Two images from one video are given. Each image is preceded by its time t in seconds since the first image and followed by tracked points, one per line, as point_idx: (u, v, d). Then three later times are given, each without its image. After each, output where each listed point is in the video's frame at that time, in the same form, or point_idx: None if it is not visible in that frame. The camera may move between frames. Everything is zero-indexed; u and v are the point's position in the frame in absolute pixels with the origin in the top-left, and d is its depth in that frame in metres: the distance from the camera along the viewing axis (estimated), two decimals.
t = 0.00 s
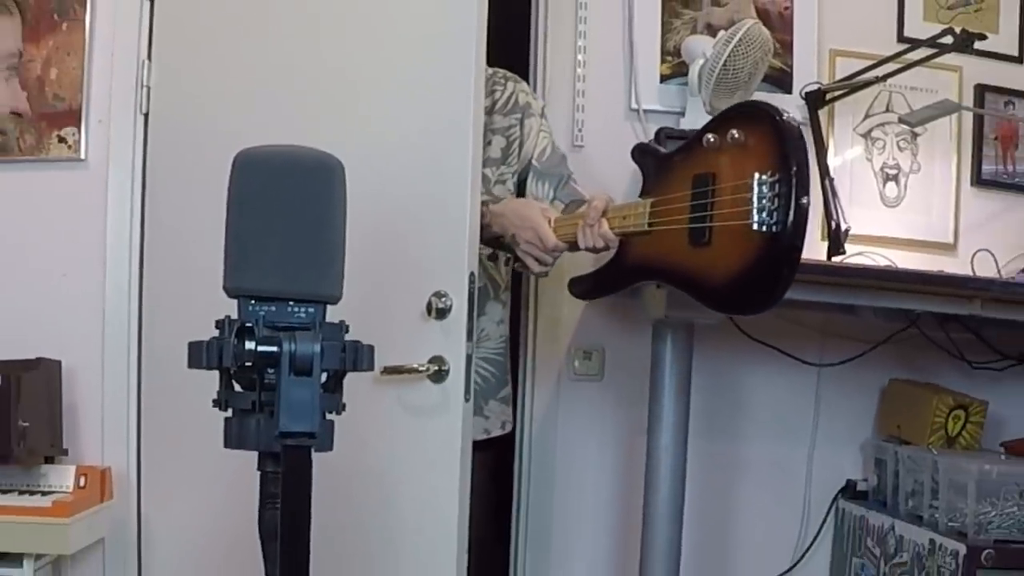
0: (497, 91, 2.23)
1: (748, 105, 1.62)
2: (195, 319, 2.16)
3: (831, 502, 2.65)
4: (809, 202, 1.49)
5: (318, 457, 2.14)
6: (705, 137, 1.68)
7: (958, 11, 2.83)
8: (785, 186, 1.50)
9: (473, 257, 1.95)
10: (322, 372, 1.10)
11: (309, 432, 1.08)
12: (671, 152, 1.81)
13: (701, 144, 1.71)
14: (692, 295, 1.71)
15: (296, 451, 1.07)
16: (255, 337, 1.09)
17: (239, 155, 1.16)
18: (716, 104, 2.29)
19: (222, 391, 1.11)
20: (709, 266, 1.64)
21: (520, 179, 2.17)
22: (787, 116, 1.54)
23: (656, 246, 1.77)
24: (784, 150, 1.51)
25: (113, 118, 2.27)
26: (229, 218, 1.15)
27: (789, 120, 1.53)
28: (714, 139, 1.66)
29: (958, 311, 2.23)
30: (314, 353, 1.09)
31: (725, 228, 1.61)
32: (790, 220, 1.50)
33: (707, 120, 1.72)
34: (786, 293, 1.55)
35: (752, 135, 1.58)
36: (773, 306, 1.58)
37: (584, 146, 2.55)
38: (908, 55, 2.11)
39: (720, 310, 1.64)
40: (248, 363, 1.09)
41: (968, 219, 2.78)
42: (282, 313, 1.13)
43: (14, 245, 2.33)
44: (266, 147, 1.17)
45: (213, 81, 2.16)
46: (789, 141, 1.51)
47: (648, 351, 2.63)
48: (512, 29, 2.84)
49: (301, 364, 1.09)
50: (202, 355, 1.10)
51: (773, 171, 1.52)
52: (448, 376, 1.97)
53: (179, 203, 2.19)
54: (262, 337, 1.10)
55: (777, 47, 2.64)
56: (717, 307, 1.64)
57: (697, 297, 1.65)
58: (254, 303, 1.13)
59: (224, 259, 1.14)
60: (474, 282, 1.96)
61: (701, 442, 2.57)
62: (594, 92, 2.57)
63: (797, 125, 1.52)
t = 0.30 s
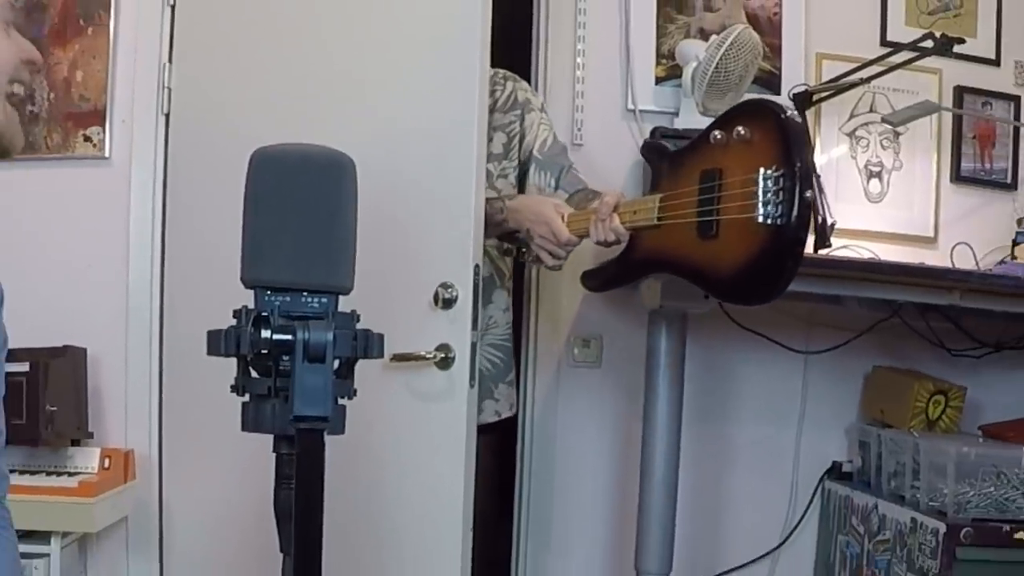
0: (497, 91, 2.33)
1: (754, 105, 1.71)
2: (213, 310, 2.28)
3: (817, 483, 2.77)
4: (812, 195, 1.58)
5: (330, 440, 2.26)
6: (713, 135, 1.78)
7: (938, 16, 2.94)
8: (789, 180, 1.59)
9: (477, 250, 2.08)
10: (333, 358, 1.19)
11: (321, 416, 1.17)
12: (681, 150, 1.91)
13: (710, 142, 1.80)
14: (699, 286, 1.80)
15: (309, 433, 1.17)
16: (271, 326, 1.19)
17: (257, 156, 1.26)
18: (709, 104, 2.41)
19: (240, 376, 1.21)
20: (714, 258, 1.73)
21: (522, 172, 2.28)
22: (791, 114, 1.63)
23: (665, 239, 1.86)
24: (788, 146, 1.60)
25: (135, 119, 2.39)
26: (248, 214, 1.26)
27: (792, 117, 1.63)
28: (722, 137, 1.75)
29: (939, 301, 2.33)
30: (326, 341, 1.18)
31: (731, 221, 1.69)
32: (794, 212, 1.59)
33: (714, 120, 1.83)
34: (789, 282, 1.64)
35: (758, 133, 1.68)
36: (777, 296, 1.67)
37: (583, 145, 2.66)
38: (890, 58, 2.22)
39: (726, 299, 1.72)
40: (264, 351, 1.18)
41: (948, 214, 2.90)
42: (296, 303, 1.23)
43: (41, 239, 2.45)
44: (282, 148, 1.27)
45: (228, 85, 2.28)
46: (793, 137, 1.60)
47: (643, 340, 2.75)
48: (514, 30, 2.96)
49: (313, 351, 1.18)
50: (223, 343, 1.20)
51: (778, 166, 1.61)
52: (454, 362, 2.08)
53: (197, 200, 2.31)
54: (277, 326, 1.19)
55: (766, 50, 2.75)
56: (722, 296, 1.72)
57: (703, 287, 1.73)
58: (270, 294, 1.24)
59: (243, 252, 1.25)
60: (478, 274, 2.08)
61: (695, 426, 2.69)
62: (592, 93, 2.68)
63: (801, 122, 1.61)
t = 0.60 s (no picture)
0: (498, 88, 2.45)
1: (751, 88, 1.76)
2: (233, 301, 2.41)
3: (803, 464, 2.90)
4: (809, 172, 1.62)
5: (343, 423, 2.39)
6: (713, 120, 1.84)
7: (918, 22, 3.07)
8: (786, 159, 1.64)
9: (481, 242, 2.20)
10: (346, 345, 1.23)
11: (335, 400, 1.21)
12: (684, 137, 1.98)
13: (710, 128, 1.86)
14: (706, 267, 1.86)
15: (323, 417, 1.20)
16: (287, 315, 1.23)
17: (273, 153, 1.31)
18: (701, 104, 2.54)
19: (257, 363, 1.25)
20: (720, 239, 1.79)
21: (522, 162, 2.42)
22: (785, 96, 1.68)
23: (674, 222, 1.93)
24: (784, 127, 1.65)
25: (158, 121, 2.52)
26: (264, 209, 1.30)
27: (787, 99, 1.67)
28: (721, 122, 1.81)
29: (919, 291, 2.46)
30: (339, 328, 1.22)
31: (734, 201, 1.75)
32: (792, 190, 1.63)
33: (713, 106, 1.89)
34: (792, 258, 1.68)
35: (755, 116, 1.73)
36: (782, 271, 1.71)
37: (582, 144, 2.79)
38: (872, 61, 2.35)
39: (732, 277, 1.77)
40: (280, 338, 1.22)
41: (930, 209, 3.03)
42: (311, 293, 1.28)
43: (69, 233, 2.58)
44: (296, 146, 1.32)
45: (245, 89, 2.41)
46: (788, 118, 1.64)
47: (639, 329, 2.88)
48: (516, 33, 3.08)
49: (327, 339, 1.21)
50: (240, 331, 1.24)
51: (775, 146, 1.66)
52: (460, 349, 2.21)
53: (216, 198, 2.44)
54: (292, 315, 1.23)
55: (755, 54, 2.88)
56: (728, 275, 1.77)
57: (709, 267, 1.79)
58: (286, 284, 1.28)
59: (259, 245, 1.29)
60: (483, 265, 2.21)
61: (688, 407, 2.83)
62: (591, 95, 2.80)
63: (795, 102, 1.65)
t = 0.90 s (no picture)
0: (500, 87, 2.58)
1: (743, 82, 1.86)
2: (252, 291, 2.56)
3: (790, 444, 3.05)
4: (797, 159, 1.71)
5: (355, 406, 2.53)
6: (707, 113, 1.94)
7: (899, 27, 3.21)
8: (775, 147, 1.73)
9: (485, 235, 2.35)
10: (358, 333, 1.22)
11: (348, 384, 1.20)
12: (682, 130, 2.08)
13: (704, 120, 1.96)
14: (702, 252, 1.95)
15: (338, 401, 1.19)
16: (302, 303, 1.21)
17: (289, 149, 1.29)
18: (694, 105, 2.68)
19: (273, 350, 1.24)
20: (714, 225, 1.88)
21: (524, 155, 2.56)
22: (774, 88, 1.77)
23: (673, 210, 2.03)
24: (772, 117, 1.74)
25: (182, 121, 2.67)
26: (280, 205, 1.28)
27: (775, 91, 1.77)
28: (714, 115, 1.91)
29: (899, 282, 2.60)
30: (353, 316, 1.21)
31: (727, 188, 1.84)
32: (780, 177, 1.72)
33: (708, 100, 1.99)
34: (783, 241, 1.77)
35: (745, 107, 1.83)
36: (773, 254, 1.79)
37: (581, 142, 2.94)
38: (855, 64, 2.48)
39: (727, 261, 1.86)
40: (296, 326, 1.21)
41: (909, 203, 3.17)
42: (325, 282, 1.26)
43: (97, 227, 2.73)
44: (310, 143, 1.30)
45: (262, 92, 2.56)
46: (776, 109, 1.74)
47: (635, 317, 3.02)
48: (520, 35, 3.22)
49: (341, 327, 1.20)
50: (257, 319, 1.22)
51: (765, 135, 1.75)
52: (465, 336, 2.35)
53: (236, 195, 2.59)
54: (307, 304, 1.21)
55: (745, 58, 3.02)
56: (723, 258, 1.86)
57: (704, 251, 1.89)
58: (302, 275, 1.26)
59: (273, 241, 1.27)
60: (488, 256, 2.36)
61: (681, 391, 2.97)
62: (589, 95, 2.95)
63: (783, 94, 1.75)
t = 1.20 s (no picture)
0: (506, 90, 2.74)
1: (740, 83, 1.98)
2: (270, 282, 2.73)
3: (777, 424, 3.22)
4: (799, 153, 1.83)
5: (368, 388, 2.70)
6: (707, 113, 2.06)
7: (879, 33, 3.37)
8: (777, 143, 1.85)
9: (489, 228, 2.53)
10: (370, 321, 1.16)
11: (362, 369, 1.14)
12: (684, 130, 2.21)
13: (705, 120, 2.08)
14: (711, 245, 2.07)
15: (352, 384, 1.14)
16: (318, 292, 1.15)
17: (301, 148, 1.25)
18: (686, 106, 2.84)
19: (291, 338, 1.17)
20: (721, 219, 2.00)
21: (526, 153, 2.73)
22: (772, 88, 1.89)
23: (680, 207, 2.15)
24: (773, 115, 1.86)
25: (205, 121, 2.83)
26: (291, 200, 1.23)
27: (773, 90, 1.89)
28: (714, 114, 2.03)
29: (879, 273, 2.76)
30: (367, 303, 1.15)
31: (733, 183, 1.96)
32: (784, 171, 1.84)
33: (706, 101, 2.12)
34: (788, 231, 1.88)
35: (745, 106, 1.95)
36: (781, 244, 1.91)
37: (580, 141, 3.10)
38: (839, 68, 2.63)
39: (736, 252, 1.98)
40: (311, 314, 1.15)
41: (889, 200, 3.34)
42: (338, 273, 1.20)
43: (124, 220, 2.89)
44: (324, 142, 1.26)
45: (279, 95, 2.72)
46: (775, 108, 1.86)
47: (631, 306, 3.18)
48: (523, 38, 3.38)
49: (355, 314, 1.14)
50: (274, 306, 1.16)
51: (766, 132, 1.87)
52: (471, 323, 2.52)
53: (254, 191, 2.76)
54: (323, 292, 1.16)
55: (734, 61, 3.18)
56: (732, 250, 1.98)
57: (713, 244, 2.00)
58: (316, 266, 1.20)
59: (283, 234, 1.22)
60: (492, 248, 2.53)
61: (675, 375, 3.15)
62: (588, 97, 3.11)
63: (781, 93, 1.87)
